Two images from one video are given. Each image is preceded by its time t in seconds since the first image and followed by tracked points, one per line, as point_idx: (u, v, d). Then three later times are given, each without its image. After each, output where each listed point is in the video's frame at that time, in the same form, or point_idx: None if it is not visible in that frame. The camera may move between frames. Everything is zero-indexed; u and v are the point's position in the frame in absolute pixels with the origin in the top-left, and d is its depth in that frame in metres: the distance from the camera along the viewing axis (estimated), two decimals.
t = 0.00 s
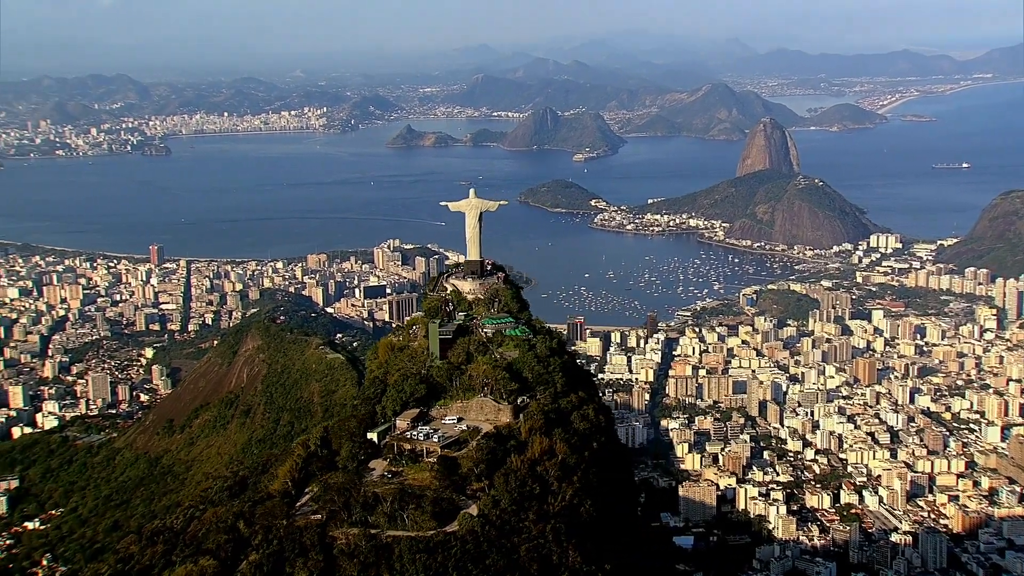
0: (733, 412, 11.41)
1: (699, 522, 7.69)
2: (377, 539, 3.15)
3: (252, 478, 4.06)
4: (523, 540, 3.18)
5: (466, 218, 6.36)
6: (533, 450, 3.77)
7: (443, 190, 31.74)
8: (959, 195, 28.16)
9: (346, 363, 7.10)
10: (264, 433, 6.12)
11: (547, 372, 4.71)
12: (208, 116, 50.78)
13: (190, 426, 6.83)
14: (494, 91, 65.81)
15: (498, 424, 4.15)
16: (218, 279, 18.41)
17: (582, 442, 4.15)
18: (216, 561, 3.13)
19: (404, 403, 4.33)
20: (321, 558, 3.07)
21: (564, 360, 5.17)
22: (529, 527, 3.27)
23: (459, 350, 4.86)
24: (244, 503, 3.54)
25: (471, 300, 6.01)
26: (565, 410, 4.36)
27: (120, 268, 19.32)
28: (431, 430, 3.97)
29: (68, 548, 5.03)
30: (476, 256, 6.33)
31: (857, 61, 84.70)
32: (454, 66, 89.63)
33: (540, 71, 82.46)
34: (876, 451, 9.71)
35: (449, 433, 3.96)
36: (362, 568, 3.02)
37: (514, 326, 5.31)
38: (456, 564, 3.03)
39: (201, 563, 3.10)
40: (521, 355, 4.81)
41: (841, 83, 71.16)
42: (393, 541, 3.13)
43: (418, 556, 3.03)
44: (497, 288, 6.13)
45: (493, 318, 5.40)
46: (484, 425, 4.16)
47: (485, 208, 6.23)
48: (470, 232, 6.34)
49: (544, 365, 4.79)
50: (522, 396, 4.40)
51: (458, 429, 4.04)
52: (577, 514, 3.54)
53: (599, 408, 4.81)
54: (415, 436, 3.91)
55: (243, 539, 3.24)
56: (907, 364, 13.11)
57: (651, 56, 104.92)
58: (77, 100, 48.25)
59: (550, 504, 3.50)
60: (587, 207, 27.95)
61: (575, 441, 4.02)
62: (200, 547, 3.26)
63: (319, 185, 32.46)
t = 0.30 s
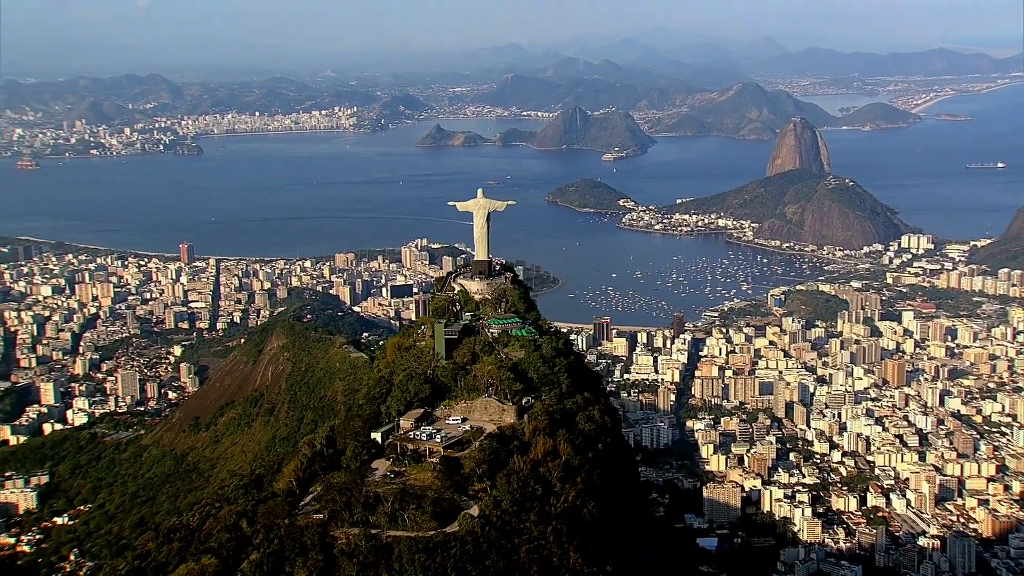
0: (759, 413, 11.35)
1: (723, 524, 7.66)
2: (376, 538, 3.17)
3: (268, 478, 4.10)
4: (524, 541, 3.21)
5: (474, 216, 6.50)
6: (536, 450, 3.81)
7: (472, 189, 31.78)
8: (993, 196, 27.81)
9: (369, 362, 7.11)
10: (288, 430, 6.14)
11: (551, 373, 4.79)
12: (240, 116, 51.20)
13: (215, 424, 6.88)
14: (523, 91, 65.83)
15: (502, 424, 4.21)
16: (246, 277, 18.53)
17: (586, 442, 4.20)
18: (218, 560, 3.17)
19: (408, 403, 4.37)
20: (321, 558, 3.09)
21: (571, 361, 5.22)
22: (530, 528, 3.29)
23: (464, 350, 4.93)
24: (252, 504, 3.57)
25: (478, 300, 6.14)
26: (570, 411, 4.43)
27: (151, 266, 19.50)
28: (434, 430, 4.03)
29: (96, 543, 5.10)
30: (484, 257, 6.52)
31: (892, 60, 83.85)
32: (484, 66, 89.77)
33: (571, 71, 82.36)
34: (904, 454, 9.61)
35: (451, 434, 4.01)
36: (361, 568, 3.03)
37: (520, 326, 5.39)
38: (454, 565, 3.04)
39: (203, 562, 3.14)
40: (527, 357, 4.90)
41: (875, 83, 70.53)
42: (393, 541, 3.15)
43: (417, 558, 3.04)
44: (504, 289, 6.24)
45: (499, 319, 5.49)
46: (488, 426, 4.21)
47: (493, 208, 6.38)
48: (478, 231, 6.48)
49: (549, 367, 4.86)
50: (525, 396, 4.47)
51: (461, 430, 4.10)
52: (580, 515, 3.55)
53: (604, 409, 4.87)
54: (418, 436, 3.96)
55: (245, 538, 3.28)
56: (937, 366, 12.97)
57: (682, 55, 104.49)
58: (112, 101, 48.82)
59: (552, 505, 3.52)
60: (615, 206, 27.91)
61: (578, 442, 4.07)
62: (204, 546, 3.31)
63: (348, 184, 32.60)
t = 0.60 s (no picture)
0: (785, 414, 11.26)
1: (746, 526, 7.63)
2: (376, 538, 3.21)
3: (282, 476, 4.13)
4: (524, 542, 3.28)
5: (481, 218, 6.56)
6: (538, 451, 3.85)
7: (500, 189, 31.80)
8: None
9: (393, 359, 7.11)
10: (310, 428, 6.16)
11: (556, 372, 4.84)
12: (270, 116, 51.56)
13: (239, 423, 6.93)
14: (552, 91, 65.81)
15: (505, 425, 4.23)
16: (274, 276, 18.63)
17: (591, 443, 4.28)
18: (218, 559, 3.22)
19: (411, 403, 4.44)
20: (321, 557, 3.12)
21: (576, 360, 5.28)
22: (530, 529, 3.36)
23: (469, 350, 5.00)
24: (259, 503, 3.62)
25: (484, 300, 6.20)
26: (575, 412, 4.49)
27: (180, 264, 19.67)
28: (437, 430, 4.06)
29: (121, 539, 5.15)
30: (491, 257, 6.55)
31: (927, 59, 83.04)
32: (513, 66, 89.82)
33: (600, 71, 82.19)
34: (932, 457, 9.51)
35: (454, 434, 4.04)
36: (360, 568, 3.07)
37: (526, 327, 5.45)
38: (452, 564, 3.09)
39: (203, 561, 3.18)
40: (531, 357, 4.94)
41: (908, 82, 69.86)
42: (392, 541, 3.20)
43: (415, 558, 3.09)
44: (511, 289, 6.31)
45: (505, 320, 5.54)
46: (491, 426, 4.24)
47: (500, 208, 6.44)
48: (485, 232, 6.55)
49: (554, 367, 4.91)
50: (530, 396, 4.52)
51: (465, 430, 4.13)
52: (582, 516, 3.62)
53: (610, 410, 4.91)
54: (420, 436, 4.00)
55: (246, 536, 3.32)
56: (968, 368, 12.82)
57: (713, 54, 104.05)
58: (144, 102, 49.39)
59: (553, 506, 3.58)
60: (643, 206, 27.83)
61: (582, 442, 4.13)
62: (206, 544, 3.36)
63: (377, 184, 32.69)
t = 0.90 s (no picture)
0: (814, 416, 11.18)
1: (773, 528, 7.59)
2: (375, 538, 3.29)
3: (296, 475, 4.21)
4: (523, 543, 3.33)
5: (490, 218, 6.67)
6: (540, 452, 3.92)
7: (532, 188, 31.79)
8: None
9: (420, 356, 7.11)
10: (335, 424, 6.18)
11: (561, 375, 4.93)
12: (304, 115, 51.92)
13: (266, 420, 6.98)
14: (584, 89, 65.72)
15: (508, 425, 4.34)
16: (304, 275, 18.74)
17: (593, 443, 4.37)
18: (219, 558, 3.31)
19: (415, 403, 4.55)
20: (320, 556, 3.20)
21: (580, 358, 5.38)
22: (529, 529, 3.41)
23: (473, 351, 5.12)
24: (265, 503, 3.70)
25: (491, 299, 6.32)
26: (579, 413, 4.57)
27: (212, 262, 19.85)
28: (440, 431, 4.15)
29: (148, 534, 5.22)
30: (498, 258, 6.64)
31: (966, 55, 81.96)
32: (546, 66, 89.81)
33: (633, 69, 81.96)
34: (964, 460, 9.39)
35: (457, 434, 4.12)
36: (358, 567, 3.13)
37: (532, 327, 5.50)
38: (450, 565, 3.15)
39: (204, 560, 3.29)
40: (536, 357, 5.04)
41: (947, 80, 69.02)
42: (391, 541, 3.26)
43: (412, 558, 3.15)
44: (517, 288, 6.40)
45: (511, 319, 5.62)
46: (495, 425, 4.35)
47: (507, 208, 6.57)
48: (493, 232, 6.66)
49: (558, 368, 4.99)
50: (533, 397, 4.61)
51: (466, 430, 4.23)
52: (583, 517, 3.68)
53: (615, 411, 4.98)
54: (422, 436, 4.09)
55: (246, 536, 3.41)
56: (1002, 371, 12.65)
57: (749, 53, 103.45)
58: (180, 104, 49.98)
59: (554, 507, 3.64)
60: (674, 205, 27.74)
61: (585, 444, 4.19)
62: (208, 542, 3.46)
63: (409, 182, 32.78)
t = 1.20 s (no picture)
0: (839, 417, 11.10)
1: (796, 530, 7.55)
2: (373, 538, 3.36)
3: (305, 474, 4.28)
4: (520, 544, 3.38)
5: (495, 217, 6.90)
6: (541, 452, 4.01)
7: (558, 187, 31.76)
8: None
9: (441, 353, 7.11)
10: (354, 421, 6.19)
11: (563, 375, 5.04)
12: (332, 114, 52.14)
13: (288, 418, 7.03)
14: (611, 88, 65.59)
15: (509, 425, 4.43)
16: (330, 274, 18.82)
17: (595, 444, 4.47)
18: (219, 557, 3.41)
19: (417, 402, 4.66)
20: (318, 557, 3.28)
21: (583, 358, 5.52)
22: (527, 531, 3.47)
23: (476, 350, 5.24)
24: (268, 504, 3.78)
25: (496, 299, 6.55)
26: (581, 413, 4.67)
27: (239, 261, 19.97)
28: (440, 431, 4.26)
29: (170, 531, 5.27)
30: (504, 257, 6.97)
31: (1000, 54, 80.98)
32: (575, 66, 89.74)
33: (661, 68, 81.69)
34: (992, 463, 9.27)
35: (457, 434, 4.22)
36: (354, 567, 3.19)
37: (535, 327, 5.71)
38: (447, 565, 3.21)
39: (203, 559, 3.40)
40: (539, 358, 5.15)
41: (981, 78, 68.25)
42: (388, 541, 3.33)
43: (409, 559, 3.20)
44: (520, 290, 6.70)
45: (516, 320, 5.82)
46: (496, 425, 4.46)
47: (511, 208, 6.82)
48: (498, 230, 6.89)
49: (561, 368, 5.09)
50: (535, 396, 4.70)
51: (467, 429, 4.34)
52: (582, 517, 3.75)
53: (617, 410, 5.07)
54: (423, 436, 4.20)
55: (246, 535, 3.49)
56: None
57: (779, 53, 102.85)
58: (209, 104, 50.39)
59: (554, 508, 3.71)
60: (700, 205, 27.63)
61: (586, 445, 4.29)
62: (209, 540, 3.55)
63: (436, 181, 32.83)
